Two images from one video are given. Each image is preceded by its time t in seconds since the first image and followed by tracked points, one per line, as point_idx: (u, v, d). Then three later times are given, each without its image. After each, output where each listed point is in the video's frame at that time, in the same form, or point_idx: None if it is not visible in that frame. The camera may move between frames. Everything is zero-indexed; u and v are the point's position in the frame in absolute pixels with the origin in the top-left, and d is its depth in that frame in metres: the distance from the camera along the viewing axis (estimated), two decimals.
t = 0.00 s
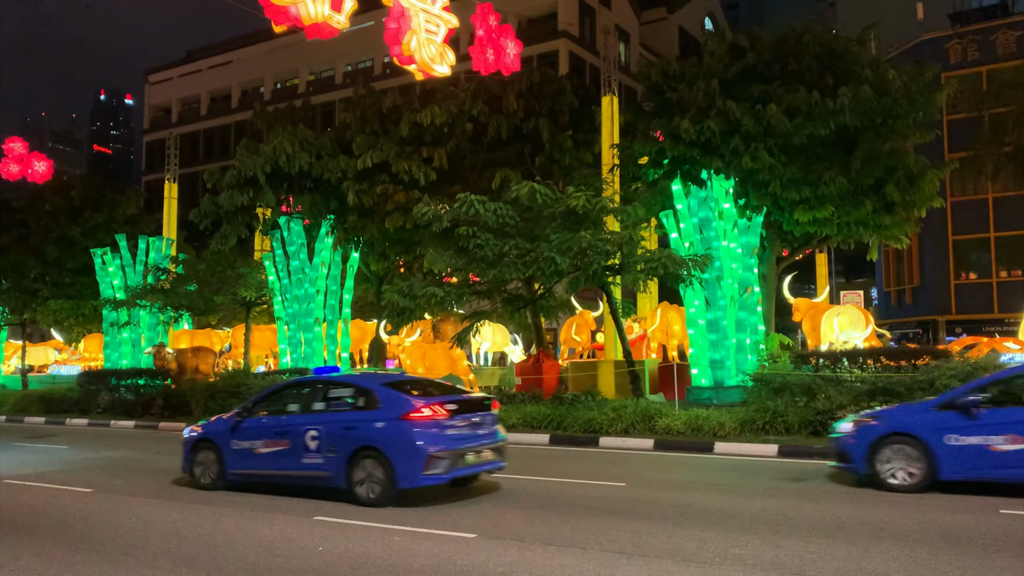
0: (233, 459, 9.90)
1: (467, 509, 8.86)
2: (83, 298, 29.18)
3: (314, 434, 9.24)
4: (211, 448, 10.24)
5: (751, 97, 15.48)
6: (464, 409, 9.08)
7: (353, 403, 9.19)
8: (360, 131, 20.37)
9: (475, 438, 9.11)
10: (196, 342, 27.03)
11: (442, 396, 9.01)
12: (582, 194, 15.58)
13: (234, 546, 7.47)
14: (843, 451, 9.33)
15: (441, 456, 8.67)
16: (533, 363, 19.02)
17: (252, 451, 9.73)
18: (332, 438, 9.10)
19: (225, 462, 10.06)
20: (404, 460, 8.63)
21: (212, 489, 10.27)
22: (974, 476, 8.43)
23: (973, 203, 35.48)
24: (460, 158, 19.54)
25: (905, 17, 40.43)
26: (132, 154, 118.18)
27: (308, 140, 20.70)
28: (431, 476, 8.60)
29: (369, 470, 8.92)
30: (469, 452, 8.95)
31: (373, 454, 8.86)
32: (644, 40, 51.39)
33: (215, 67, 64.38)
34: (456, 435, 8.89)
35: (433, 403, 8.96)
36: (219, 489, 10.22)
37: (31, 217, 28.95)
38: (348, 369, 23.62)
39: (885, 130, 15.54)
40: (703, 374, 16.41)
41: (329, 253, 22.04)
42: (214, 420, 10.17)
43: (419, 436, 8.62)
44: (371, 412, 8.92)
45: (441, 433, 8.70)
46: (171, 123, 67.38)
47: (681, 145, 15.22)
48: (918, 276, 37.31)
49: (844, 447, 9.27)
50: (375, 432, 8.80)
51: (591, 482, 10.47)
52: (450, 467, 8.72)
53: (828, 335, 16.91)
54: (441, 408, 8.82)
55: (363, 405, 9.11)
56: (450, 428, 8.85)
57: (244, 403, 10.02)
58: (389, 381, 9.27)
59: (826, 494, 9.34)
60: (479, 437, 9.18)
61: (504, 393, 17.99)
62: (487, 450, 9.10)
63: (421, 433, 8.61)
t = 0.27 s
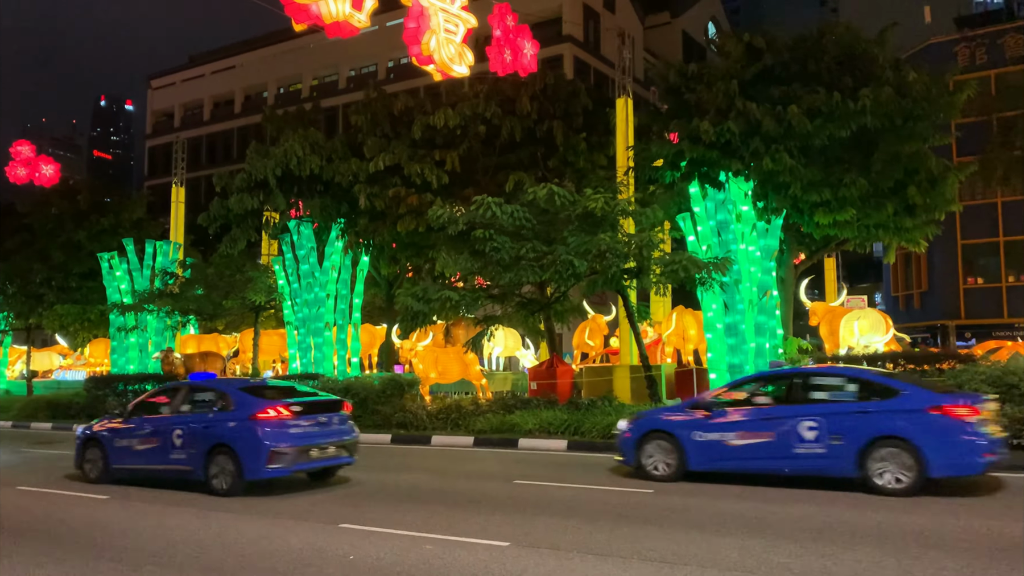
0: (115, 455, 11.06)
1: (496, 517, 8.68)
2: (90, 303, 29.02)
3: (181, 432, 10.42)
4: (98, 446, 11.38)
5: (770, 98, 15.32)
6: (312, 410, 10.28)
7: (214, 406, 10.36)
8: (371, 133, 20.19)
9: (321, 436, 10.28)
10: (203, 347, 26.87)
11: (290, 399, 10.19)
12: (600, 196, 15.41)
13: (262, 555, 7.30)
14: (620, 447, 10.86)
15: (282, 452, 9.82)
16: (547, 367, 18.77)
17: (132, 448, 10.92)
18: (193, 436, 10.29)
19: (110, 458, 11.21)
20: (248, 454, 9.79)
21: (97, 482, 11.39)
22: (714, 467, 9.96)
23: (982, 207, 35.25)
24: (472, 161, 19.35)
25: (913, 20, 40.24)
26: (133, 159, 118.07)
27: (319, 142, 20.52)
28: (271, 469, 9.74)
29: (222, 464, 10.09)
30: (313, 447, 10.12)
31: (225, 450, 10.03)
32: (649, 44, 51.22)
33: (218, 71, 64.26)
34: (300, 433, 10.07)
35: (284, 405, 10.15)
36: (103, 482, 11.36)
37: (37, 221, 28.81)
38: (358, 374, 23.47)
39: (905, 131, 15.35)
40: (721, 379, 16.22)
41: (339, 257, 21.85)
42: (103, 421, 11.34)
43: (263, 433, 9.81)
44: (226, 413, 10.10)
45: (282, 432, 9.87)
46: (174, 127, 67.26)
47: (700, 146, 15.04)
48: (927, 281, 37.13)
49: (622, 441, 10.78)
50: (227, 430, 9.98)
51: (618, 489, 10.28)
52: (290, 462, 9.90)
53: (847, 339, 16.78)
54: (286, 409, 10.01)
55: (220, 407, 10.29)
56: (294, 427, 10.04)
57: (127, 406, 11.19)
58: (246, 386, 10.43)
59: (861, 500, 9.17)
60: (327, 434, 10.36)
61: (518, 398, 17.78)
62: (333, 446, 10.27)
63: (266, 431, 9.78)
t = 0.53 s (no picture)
0: (19, 453, 11.80)
1: (525, 525, 8.50)
2: (97, 307, 28.86)
3: (72, 433, 11.19)
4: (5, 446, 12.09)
5: (789, 99, 15.13)
6: (188, 413, 11.08)
7: (103, 407, 11.14)
8: (383, 136, 20.03)
9: (199, 436, 11.10)
10: (211, 351, 26.69)
11: (169, 402, 11.02)
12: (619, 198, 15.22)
13: (289, 564, 7.14)
14: (448, 440, 12.30)
15: (161, 450, 10.65)
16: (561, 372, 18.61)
17: (31, 447, 11.67)
18: (84, 436, 11.08)
19: (15, 457, 11.93)
20: (130, 453, 10.62)
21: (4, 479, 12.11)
22: (520, 461, 11.37)
23: (991, 210, 35.05)
24: (485, 163, 19.15)
25: (921, 23, 40.04)
26: (134, 165, 118.17)
27: (330, 145, 20.36)
28: (148, 465, 10.58)
29: (107, 460, 10.90)
30: (190, 446, 10.94)
31: (110, 448, 10.83)
32: (654, 48, 51.08)
33: (222, 75, 64.19)
34: (177, 433, 10.89)
35: (162, 408, 10.97)
36: (8, 479, 12.07)
37: (44, 225, 28.67)
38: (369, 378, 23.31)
39: (926, 133, 15.12)
40: (740, 384, 16.05)
41: (349, 260, 21.68)
42: (9, 422, 12.05)
43: (140, 435, 10.66)
44: (110, 416, 10.92)
45: (160, 432, 10.69)
46: (178, 132, 67.21)
47: (719, 148, 14.86)
48: (936, 285, 36.92)
49: (451, 435, 12.21)
50: (113, 431, 10.77)
51: (644, 496, 10.08)
52: (168, 459, 10.71)
53: (866, 344, 16.62)
54: (165, 412, 10.84)
55: (109, 408, 11.07)
56: (172, 428, 10.87)
57: (29, 410, 11.92)
58: (133, 390, 11.21)
59: (896, 509, 8.98)
60: (206, 434, 11.17)
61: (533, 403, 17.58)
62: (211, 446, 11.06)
63: (144, 431, 10.63)
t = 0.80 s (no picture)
0: None
1: (556, 531, 8.30)
2: (104, 308, 28.67)
3: None
4: None
5: (811, 97, 14.93)
6: (91, 414, 11.76)
7: (14, 408, 11.92)
8: (396, 136, 19.84)
9: (104, 435, 11.73)
10: (219, 353, 26.49)
11: (73, 405, 11.71)
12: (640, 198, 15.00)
13: (320, 571, 6.94)
14: (309, 438, 13.60)
15: (62, 449, 11.31)
16: (576, 374, 18.41)
17: None
18: None
19: None
20: (34, 451, 11.32)
21: None
22: (365, 458, 12.58)
23: (1003, 211, 34.80)
24: (499, 163, 18.93)
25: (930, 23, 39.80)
26: (136, 167, 118.01)
27: (343, 145, 20.17)
28: (50, 462, 11.27)
29: (17, 457, 11.66)
30: (93, 444, 11.58)
31: (19, 446, 11.58)
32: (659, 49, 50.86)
33: (226, 77, 64.05)
34: (79, 433, 11.54)
35: (65, 411, 11.66)
36: None
37: (51, 227, 28.49)
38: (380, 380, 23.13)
39: (949, 132, 14.90)
40: (761, 386, 15.85)
41: (361, 260, 21.51)
42: None
43: (44, 434, 11.35)
44: (21, 416, 11.68)
45: (63, 431, 11.37)
46: (182, 133, 67.05)
47: (741, 147, 14.66)
48: (946, 286, 36.68)
49: (313, 433, 13.49)
50: (22, 430, 11.53)
51: (674, 501, 9.85)
52: (70, 455, 11.38)
53: (888, 346, 16.36)
54: (67, 412, 11.54)
55: (19, 409, 11.82)
56: (74, 427, 11.52)
57: None
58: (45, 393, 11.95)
59: (937, 514, 8.76)
60: (108, 433, 11.80)
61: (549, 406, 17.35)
62: (114, 445, 11.66)
63: (49, 431, 11.32)
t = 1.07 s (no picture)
0: None
1: (589, 537, 8.15)
2: (113, 310, 28.54)
3: None
4: None
5: (832, 96, 14.77)
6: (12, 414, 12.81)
7: None
8: (409, 136, 19.68)
9: (22, 435, 12.79)
10: (228, 355, 26.36)
11: None
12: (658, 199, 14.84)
13: None
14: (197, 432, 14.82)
15: None
16: (591, 376, 18.19)
17: None
18: None
19: None
20: None
21: None
22: (239, 454, 13.84)
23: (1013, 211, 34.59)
24: (513, 163, 18.78)
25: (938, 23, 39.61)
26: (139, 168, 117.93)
27: (355, 145, 20.01)
28: None
29: None
30: (13, 442, 12.67)
31: None
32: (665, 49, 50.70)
33: (230, 77, 63.92)
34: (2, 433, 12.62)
35: None
36: None
37: (59, 227, 28.32)
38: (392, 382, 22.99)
39: (972, 130, 14.65)
40: (780, 389, 15.71)
41: (373, 261, 21.38)
42: None
43: None
44: None
45: None
46: (186, 134, 66.92)
47: (762, 146, 14.50)
48: (956, 287, 36.48)
49: (202, 428, 14.67)
50: None
51: (704, 507, 9.66)
52: None
53: (909, 347, 16.15)
54: None
55: None
56: None
57: None
58: None
59: (975, 520, 8.59)
60: (29, 432, 12.81)
61: (565, 408, 17.17)
62: (32, 441, 12.75)
63: None
